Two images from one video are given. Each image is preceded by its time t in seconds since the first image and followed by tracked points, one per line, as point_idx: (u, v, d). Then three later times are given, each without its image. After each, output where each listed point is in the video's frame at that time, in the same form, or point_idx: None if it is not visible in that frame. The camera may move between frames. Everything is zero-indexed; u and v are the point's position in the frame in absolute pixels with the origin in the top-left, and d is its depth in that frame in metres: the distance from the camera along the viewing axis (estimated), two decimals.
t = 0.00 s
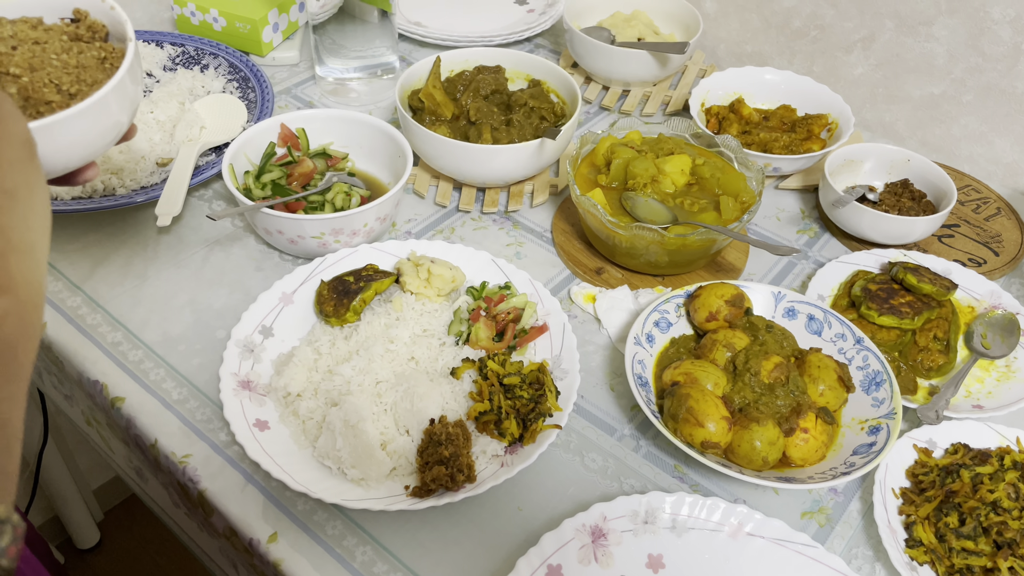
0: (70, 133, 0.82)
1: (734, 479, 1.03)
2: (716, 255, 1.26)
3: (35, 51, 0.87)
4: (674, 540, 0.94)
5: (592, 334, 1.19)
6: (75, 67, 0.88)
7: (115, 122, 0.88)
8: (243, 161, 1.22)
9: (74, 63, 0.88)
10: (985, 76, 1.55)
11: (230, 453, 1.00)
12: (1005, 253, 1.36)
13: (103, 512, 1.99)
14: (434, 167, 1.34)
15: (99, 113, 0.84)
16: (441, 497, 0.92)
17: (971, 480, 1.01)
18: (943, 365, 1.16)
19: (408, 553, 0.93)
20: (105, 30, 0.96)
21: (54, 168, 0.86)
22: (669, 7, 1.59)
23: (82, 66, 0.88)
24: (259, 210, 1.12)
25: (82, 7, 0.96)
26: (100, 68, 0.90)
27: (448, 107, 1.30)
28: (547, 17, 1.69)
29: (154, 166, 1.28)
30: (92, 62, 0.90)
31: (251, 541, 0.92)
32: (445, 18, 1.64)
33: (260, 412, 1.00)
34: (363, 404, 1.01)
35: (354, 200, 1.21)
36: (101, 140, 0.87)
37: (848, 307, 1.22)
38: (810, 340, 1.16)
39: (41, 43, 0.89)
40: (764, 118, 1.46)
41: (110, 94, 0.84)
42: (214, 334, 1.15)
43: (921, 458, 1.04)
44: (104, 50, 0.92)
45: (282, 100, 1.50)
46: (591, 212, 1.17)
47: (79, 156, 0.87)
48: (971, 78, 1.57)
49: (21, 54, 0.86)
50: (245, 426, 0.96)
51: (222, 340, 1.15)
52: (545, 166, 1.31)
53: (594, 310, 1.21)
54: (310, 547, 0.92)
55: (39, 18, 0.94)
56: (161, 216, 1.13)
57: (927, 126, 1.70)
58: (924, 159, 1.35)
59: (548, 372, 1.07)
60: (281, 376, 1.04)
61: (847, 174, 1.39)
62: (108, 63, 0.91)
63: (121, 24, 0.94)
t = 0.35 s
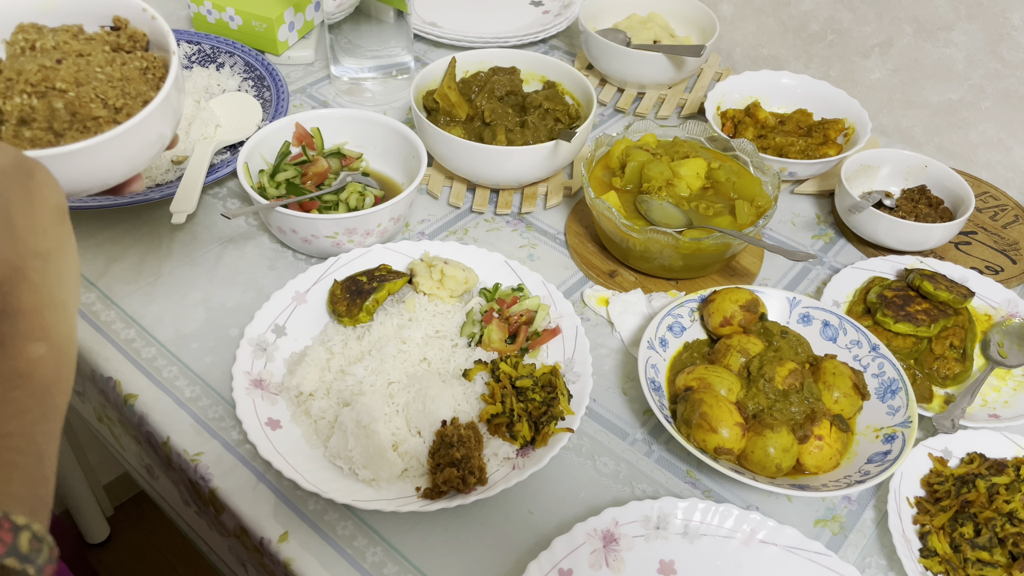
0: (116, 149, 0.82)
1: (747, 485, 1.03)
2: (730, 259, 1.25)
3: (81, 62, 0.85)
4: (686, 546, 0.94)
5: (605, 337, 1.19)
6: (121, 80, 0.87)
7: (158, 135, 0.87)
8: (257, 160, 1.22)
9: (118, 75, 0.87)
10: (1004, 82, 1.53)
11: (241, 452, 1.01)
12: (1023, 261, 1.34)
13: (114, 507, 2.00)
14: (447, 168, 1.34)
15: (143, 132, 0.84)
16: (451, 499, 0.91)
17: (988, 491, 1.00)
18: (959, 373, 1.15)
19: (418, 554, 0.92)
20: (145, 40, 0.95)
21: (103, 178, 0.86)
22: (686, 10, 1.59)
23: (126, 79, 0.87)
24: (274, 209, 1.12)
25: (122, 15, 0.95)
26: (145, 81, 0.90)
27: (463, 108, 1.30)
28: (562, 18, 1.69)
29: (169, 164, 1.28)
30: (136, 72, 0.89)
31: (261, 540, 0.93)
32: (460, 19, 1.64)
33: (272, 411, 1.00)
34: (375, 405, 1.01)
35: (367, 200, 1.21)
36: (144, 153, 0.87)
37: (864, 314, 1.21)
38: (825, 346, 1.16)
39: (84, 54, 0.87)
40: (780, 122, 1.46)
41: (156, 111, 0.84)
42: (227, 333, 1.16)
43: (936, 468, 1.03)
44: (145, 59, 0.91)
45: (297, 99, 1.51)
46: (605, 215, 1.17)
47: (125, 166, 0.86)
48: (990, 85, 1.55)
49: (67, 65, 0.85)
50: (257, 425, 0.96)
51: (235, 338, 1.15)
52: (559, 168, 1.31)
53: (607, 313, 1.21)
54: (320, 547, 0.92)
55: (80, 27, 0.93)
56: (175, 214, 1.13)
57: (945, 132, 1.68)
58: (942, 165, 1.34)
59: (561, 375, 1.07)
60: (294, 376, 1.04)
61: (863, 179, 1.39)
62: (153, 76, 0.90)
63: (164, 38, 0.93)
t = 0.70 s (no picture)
0: (157, 184, 0.73)
1: (756, 486, 1.03)
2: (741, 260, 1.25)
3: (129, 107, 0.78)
4: (695, 546, 0.94)
5: (615, 337, 1.19)
6: (162, 126, 0.79)
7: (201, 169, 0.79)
8: (270, 157, 1.22)
9: (162, 120, 0.79)
10: (1018, 85, 1.53)
11: (252, 447, 1.01)
12: None
13: (122, 501, 2.01)
14: (459, 166, 1.34)
15: (181, 173, 0.75)
16: (460, 496, 0.92)
17: (999, 494, 0.99)
18: (970, 376, 1.14)
19: (427, 550, 0.93)
20: (191, 92, 0.87)
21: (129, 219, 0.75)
22: (699, 11, 1.58)
23: (169, 128, 0.79)
24: (285, 206, 1.13)
25: (169, 63, 0.87)
26: (187, 130, 0.81)
27: (475, 107, 1.31)
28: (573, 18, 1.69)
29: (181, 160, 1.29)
30: (178, 120, 0.81)
31: (271, 535, 0.93)
32: (472, 18, 1.64)
33: (283, 407, 1.01)
34: (386, 402, 1.02)
35: (379, 197, 1.22)
36: (184, 190, 0.78)
37: (875, 316, 1.21)
38: (835, 348, 1.15)
39: (129, 99, 0.80)
40: (792, 124, 1.45)
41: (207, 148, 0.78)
42: (239, 328, 1.16)
43: (946, 471, 1.02)
44: (189, 109, 0.83)
45: (309, 96, 1.52)
46: (616, 214, 1.17)
47: (154, 206, 0.76)
48: (1004, 87, 1.55)
49: (112, 110, 0.77)
50: (268, 420, 0.97)
51: (246, 334, 1.16)
52: (570, 167, 1.31)
53: (617, 312, 1.21)
54: (329, 543, 0.92)
55: (128, 74, 0.85)
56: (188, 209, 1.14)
57: (957, 135, 1.68)
58: (955, 167, 1.33)
59: (571, 373, 1.07)
60: (304, 371, 1.05)
61: (875, 181, 1.38)
62: (193, 125, 0.82)
63: (210, 92, 0.84)
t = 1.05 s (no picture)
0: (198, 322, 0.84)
1: (762, 485, 1.03)
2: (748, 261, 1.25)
3: (181, 252, 0.91)
4: (701, 544, 0.94)
5: (623, 336, 1.20)
6: (205, 272, 0.91)
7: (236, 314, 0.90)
8: (280, 156, 1.23)
9: (210, 263, 0.93)
10: None
11: (262, 443, 1.02)
12: None
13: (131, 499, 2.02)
14: (467, 166, 1.35)
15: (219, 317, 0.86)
16: (469, 491, 0.92)
17: (1005, 494, 0.99)
18: (977, 377, 1.14)
19: (435, 546, 0.94)
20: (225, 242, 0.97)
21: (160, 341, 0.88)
22: (707, 13, 1.59)
23: (210, 276, 0.92)
24: (296, 204, 1.14)
25: (210, 217, 0.96)
26: (225, 272, 0.94)
27: (484, 107, 1.32)
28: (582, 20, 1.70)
29: (193, 158, 1.31)
30: (219, 265, 0.94)
31: (280, 530, 0.94)
32: (481, 19, 1.65)
33: (292, 403, 1.02)
34: (394, 398, 1.02)
35: (388, 197, 1.23)
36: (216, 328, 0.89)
37: (882, 316, 1.21)
38: (842, 348, 1.16)
39: (182, 245, 0.93)
40: (799, 125, 1.46)
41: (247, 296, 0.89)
42: (249, 326, 1.17)
43: (953, 470, 1.03)
44: (228, 256, 0.96)
45: (319, 96, 1.53)
46: (624, 214, 1.17)
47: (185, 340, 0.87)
48: (1012, 90, 1.55)
49: (171, 252, 0.91)
50: (278, 416, 0.98)
51: (256, 331, 1.17)
52: (578, 167, 1.32)
53: (625, 311, 1.21)
54: (338, 538, 0.93)
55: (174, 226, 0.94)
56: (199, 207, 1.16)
57: (965, 137, 1.68)
58: (962, 169, 1.33)
59: (578, 372, 1.07)
60: (314, 368, 1.06)
61: (883, 183, 1.39)
62: (229, 271, 0.95)
63: (247, 247, 0.94)
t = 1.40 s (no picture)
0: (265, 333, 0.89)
1: (765, 481, 1.04)
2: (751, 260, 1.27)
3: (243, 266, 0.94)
4: (705, 539, 0.95)
5: (627, 335, 1.21)
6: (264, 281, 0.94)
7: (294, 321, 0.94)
8: (288, 158, 1.26)
9: (267, 273, 0.96)
10: None
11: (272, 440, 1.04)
12: None
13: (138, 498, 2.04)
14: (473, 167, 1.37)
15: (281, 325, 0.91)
16: (476, 487, 0.94)
17: (1005, 490, 1.00)
18: (978, 375, 1.15)
19: (442, 540, 0.95)
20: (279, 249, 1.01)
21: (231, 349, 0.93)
22: (710, 16, 1.61)
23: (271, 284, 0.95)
24: (304, 205, 1.16)
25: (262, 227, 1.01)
26: (282, 279, 0.97)
27: (489, 109, 1.34)
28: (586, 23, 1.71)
29: (202, 160, 1.33)
30: (275, 272, 0.97)
31: (290, 525, 0.96)
32: (486, 23, 1.67)
33: (302, 401, 1.04)
34: (402, 396, 1.04)
35: (395, 197, 1.24)
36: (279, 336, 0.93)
37: (884, 315, 1.22)
38: (844, 346, 1.17)
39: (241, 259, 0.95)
40: (801, 127, 1.47)
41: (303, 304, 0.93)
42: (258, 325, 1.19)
43: (953, 467, 1.04)
44: (282, 264, 0.99)
45: (326, 99, 1.55)
46: (628, 215, 1.19)
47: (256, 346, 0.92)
48: (1012, 91, 1.56)
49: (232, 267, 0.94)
50: (288, 413, 1.00)
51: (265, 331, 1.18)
52: (582, 168, 1.33)
53: (629, 311, 1.23)
54: (347, 532, 0.95)
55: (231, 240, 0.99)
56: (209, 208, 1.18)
57: (966, 138, 1.69)
58: (963, 170, 1.35)
59: (583, 370, 1.09)
60: (323, 366, 1.08)
61: (884, 184, 1.40)
62: (287, 277, 0.98)
63: (299, 250, 0.98)
